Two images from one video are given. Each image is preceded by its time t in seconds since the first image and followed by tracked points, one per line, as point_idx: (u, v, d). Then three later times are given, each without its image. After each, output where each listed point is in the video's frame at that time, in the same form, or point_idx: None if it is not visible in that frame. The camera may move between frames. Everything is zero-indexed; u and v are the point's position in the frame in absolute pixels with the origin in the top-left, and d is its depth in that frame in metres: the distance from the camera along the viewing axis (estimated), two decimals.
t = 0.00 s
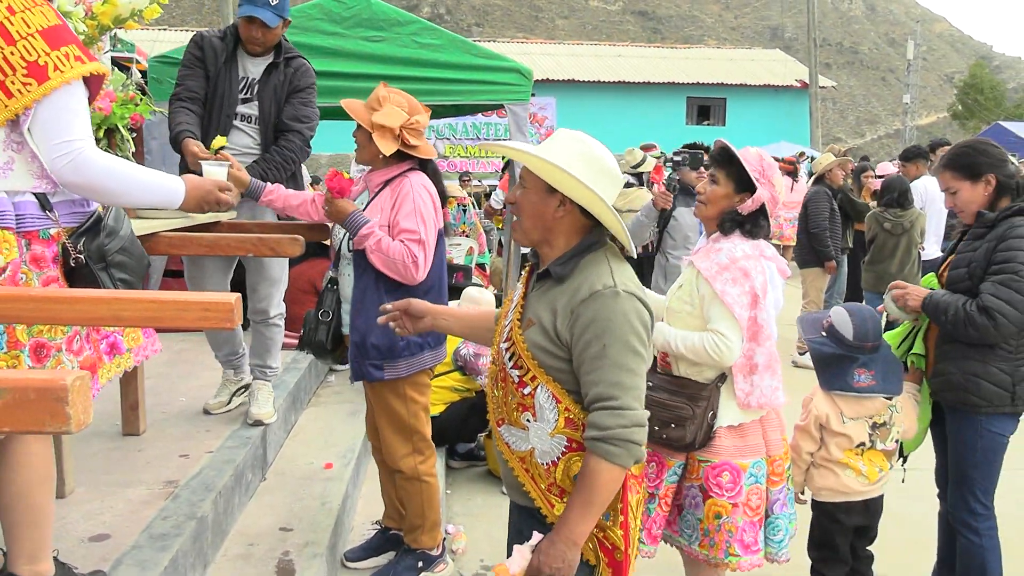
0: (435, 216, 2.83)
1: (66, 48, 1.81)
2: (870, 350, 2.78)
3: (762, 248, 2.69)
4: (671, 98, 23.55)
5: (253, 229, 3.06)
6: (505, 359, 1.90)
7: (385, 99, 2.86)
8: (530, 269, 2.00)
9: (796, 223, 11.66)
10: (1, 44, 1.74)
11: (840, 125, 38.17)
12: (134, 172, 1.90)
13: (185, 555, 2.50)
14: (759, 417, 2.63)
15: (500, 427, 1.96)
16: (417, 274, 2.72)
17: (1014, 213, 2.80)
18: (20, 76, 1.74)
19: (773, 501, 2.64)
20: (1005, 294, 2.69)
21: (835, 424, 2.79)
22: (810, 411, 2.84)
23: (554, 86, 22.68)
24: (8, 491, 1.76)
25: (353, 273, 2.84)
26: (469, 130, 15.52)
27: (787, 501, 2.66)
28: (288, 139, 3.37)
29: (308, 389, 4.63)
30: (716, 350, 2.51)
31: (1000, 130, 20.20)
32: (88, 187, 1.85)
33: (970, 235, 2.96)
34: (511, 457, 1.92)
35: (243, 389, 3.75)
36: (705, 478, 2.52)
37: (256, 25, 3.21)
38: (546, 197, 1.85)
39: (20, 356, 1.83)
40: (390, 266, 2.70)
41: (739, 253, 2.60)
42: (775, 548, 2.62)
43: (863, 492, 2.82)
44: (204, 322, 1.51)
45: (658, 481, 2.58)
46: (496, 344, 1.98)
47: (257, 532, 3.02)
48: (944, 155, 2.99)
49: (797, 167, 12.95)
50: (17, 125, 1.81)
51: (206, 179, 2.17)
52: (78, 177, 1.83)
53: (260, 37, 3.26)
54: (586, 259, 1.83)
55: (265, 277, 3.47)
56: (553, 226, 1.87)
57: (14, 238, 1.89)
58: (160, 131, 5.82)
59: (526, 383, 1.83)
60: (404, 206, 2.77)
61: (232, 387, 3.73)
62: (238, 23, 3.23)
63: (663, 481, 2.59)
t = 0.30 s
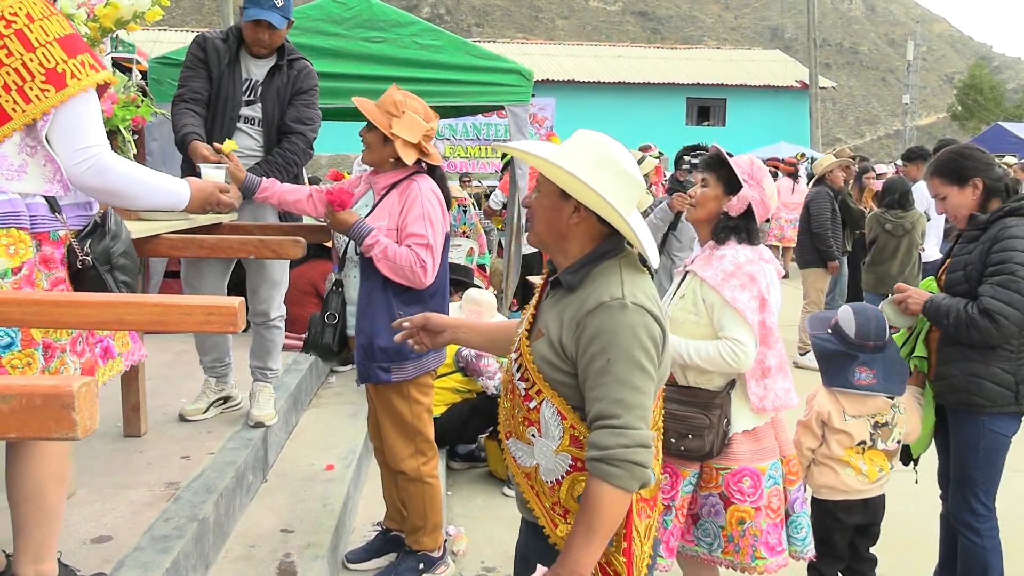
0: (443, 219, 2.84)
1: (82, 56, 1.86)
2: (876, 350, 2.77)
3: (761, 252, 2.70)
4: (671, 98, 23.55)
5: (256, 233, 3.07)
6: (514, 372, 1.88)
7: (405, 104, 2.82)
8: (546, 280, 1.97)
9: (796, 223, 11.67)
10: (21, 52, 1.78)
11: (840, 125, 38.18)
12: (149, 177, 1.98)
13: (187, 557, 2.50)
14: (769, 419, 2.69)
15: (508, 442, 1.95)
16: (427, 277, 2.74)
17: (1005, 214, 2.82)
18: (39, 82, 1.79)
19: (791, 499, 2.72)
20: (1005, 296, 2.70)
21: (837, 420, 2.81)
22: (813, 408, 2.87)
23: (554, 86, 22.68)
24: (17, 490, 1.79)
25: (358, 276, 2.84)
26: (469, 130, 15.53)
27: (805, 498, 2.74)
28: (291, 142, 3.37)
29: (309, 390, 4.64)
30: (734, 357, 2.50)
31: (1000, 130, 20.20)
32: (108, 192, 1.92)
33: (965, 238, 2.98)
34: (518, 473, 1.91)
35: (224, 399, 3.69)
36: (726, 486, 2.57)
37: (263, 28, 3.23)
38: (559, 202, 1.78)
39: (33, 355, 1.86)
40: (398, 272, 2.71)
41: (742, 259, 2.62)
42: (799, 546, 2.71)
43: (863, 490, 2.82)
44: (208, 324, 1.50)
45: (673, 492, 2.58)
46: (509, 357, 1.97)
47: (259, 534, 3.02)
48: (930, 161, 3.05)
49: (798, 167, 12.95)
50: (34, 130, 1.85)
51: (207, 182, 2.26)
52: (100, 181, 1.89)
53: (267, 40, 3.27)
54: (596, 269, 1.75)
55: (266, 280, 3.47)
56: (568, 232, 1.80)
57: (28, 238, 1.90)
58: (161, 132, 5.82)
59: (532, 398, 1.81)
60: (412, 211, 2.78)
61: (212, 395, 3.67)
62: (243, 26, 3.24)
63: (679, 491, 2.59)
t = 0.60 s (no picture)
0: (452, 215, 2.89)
1: (81, 60, 1.94)
2: (880, 351, 2.77)
3: (760, 249, 2.70)
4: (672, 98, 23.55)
5: (258, 233, 3.08)
6: (520, 374, 1.88)
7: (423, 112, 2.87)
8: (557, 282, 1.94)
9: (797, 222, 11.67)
10: (22, 55, 1.85)
11: (841, 125, 38.09)
12: (156, 174, 2.16)
13: (188, 558, 2.50)
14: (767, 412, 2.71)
15: (509, 441, 1.96)
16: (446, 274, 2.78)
17: (1003, 214, 2.82)
18: (39, 85, 1.87)
19: (783, 489, 2.74)
20: (1008, 296, 2.69)
21: (837, 420, 2.82)
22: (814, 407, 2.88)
23: (555, 87, 22.67)
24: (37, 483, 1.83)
25: (370, 276, 2.81)
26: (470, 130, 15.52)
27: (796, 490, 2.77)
28: (290, 142, 3.36)
29: (310, 391, 4.63)
30: (734, 350, 2.50)
31: (1001, 130, 20.18)
32: (124, 188, 2.09)
33: (963, 240, 2.97)
34: (517, 473, 1.92)
35: (225, 402, 3.68)
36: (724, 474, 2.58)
37: (255, 31, 3.23)
38: (573, 205, 1.76)
39: (37, 355, 1.87)
40: (419, 274, 2.73)
41: (741, 252, 2.62)
42: (787, 536, 2.74)
43: (864, 490, 2.82)
44: (208, 328, 1.50)
45: (672, 480, 2.57)
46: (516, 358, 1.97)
47: (260, 535, 3.02)
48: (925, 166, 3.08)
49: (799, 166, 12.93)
50: (36, 130, 1.92)
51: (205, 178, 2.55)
52: (117, 180, 2.06)
53: (259, 42, 3.27)
54: (606, 275, 1.72)
55: (267, 280, 3.48)
56: (581, 236, 1.78)
57: (30, 239, 1.90)
58: (162, 134, 5.83)
59: (534, 400, 1.81)
60: (425, 211, 2.80)
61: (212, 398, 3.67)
62: (235, 28, 3.25)
63: (677, 480, 2.58)
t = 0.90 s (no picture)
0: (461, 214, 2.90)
1: (118, 72, 1.96)
2: (856, 349, 2.74)
3: (760, 249, 2.69)
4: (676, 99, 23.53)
5: (262, 233, 3.07)
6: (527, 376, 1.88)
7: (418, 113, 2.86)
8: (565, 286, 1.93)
9: (798, 224, 11.66)
10: (66, 63, 1.85)
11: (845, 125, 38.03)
12: (195, 173, 2.19)
13: (193, 559, 2.50)
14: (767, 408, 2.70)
15: (514, 444, 1.96)
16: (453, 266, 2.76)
17: (1009, 216, 2.80)
18: (80, 94, 1.87)
19: (779, 486, 2.73)
20: (1017, 298, 2.67)
21: (813, 419, 2.84)
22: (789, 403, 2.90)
23: (559, 87, 22.66)
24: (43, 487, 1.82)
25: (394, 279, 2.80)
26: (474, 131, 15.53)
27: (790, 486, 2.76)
28: (293, 139, 3.33)
29: (314, 391, 4.64)
30: (732, 348, 2.51)
31: (1005, 131, 20.12)
32: (167, 188, 2.12)
33: (969, 242, 2.95)
34: (522, 477, 1.92)
35: (229, 401, 3.69)
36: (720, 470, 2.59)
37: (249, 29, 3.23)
38: (593, 208, 1.74)
39: (70, 353, 1.85)
40: (429, 268, 2.72)
41: (743, 254, 2.61)
42: (782, 529, 2.74)
43: (844, 489, 2.80)
44: (215, 329, 1.52)
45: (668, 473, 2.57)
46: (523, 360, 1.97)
47: (264, 535, 3.02)
48: (928, 169, 3.04)
49: (803, 168, 12.92)
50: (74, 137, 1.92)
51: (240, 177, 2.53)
52: (162, 180, 2.09)
53: (252, 41, 3.27)
54: (610, 278, 1.71)
55: (271, 281, 3.48)
56: (598, 240, 1.77)
57: (63, 240, 1.92)
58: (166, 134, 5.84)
59: (538, 403, 1.81)
60: (436, 209, 2.80)
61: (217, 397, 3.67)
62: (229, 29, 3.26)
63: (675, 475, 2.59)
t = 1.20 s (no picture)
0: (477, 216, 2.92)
1: (163, 80, 2.02)
2: (840, 345, 2.74)
3: (769, 246, 2.66)
4: (682, 98, 23.49)
5: (268, 233, 3.07)
6: (538, 383, 1.88)
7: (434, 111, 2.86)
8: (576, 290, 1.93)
9: (802, 224, 11.63)
10: (116, 68, 1.90)
11: (852, 125, 37.92)
12: (234, 179, 2.23)
13: (200, 557, 2.50)
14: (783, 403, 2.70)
15: (527, 450, 1.95)
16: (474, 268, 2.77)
17: (1018, 216, 2.79)
18: (128, 100, 1.91)
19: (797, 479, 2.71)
20: None
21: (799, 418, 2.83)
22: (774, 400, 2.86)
23: (565, 87, 22.65)
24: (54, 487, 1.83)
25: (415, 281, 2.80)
26: (480, 130, 15.53)
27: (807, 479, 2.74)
28: (300, 133, 3.34)
29: (320, 390, 4.65)
30: (752, 343, 2.51)
31: (1013, 131, 20.01)
32: (208, 193, 2.17)
33: (978, 241, 2.93)
34: (535, 482, 1.92)
35: (236, 400, 3.70)
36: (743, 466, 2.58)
37: (246, 23, 3.24)
38: (596, 211, 1.73)
39: (109, 352, 1.84)
40: (449, 271, 2.72)
41: (756, 250, 2.61)
42: (802, 522, 2.67)
43: (831, 487, 2.78)
44: (224, 327, 1.51)
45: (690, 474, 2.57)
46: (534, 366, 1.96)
47: (271, 533, 3.02)
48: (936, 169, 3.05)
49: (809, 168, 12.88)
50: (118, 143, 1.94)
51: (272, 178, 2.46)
52: (203, 185, 2.14)
53: (251, 35, 3.28)
54: (621, 284, 1.70)
55: (280, 281, 3.49)
56: (603, 244, 1.76)
57: (107, 240, 1.93)
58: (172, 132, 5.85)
59: (550, 410, 1.81)
60: (458, 212, 2.83)
61: (224, 396, 3.68)
62: (228, 25, 3.28)
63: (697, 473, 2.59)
